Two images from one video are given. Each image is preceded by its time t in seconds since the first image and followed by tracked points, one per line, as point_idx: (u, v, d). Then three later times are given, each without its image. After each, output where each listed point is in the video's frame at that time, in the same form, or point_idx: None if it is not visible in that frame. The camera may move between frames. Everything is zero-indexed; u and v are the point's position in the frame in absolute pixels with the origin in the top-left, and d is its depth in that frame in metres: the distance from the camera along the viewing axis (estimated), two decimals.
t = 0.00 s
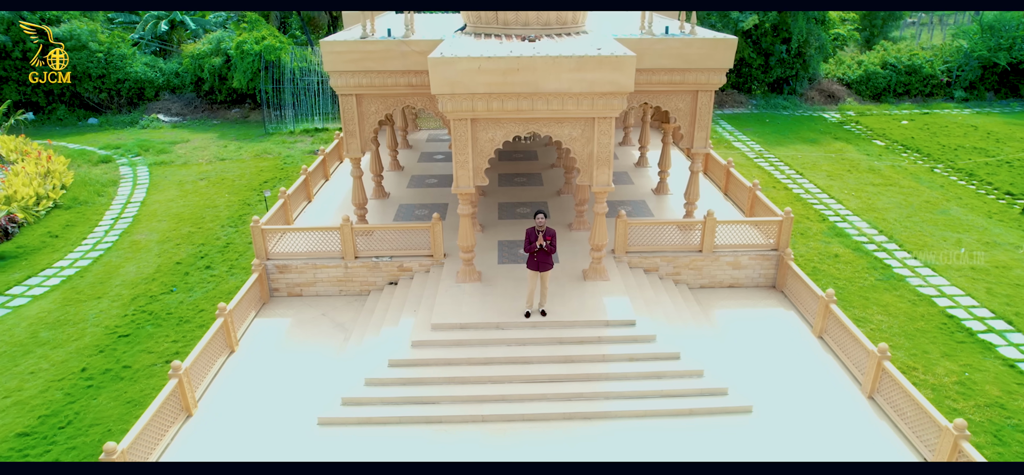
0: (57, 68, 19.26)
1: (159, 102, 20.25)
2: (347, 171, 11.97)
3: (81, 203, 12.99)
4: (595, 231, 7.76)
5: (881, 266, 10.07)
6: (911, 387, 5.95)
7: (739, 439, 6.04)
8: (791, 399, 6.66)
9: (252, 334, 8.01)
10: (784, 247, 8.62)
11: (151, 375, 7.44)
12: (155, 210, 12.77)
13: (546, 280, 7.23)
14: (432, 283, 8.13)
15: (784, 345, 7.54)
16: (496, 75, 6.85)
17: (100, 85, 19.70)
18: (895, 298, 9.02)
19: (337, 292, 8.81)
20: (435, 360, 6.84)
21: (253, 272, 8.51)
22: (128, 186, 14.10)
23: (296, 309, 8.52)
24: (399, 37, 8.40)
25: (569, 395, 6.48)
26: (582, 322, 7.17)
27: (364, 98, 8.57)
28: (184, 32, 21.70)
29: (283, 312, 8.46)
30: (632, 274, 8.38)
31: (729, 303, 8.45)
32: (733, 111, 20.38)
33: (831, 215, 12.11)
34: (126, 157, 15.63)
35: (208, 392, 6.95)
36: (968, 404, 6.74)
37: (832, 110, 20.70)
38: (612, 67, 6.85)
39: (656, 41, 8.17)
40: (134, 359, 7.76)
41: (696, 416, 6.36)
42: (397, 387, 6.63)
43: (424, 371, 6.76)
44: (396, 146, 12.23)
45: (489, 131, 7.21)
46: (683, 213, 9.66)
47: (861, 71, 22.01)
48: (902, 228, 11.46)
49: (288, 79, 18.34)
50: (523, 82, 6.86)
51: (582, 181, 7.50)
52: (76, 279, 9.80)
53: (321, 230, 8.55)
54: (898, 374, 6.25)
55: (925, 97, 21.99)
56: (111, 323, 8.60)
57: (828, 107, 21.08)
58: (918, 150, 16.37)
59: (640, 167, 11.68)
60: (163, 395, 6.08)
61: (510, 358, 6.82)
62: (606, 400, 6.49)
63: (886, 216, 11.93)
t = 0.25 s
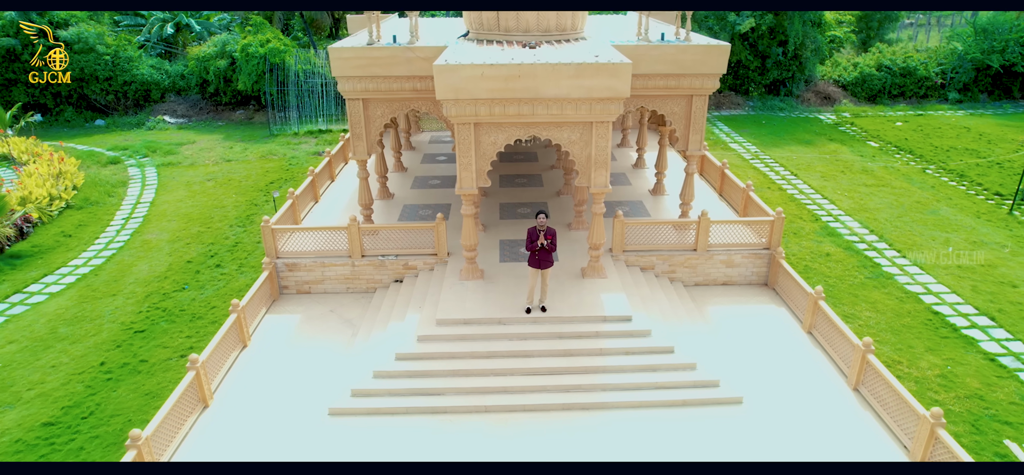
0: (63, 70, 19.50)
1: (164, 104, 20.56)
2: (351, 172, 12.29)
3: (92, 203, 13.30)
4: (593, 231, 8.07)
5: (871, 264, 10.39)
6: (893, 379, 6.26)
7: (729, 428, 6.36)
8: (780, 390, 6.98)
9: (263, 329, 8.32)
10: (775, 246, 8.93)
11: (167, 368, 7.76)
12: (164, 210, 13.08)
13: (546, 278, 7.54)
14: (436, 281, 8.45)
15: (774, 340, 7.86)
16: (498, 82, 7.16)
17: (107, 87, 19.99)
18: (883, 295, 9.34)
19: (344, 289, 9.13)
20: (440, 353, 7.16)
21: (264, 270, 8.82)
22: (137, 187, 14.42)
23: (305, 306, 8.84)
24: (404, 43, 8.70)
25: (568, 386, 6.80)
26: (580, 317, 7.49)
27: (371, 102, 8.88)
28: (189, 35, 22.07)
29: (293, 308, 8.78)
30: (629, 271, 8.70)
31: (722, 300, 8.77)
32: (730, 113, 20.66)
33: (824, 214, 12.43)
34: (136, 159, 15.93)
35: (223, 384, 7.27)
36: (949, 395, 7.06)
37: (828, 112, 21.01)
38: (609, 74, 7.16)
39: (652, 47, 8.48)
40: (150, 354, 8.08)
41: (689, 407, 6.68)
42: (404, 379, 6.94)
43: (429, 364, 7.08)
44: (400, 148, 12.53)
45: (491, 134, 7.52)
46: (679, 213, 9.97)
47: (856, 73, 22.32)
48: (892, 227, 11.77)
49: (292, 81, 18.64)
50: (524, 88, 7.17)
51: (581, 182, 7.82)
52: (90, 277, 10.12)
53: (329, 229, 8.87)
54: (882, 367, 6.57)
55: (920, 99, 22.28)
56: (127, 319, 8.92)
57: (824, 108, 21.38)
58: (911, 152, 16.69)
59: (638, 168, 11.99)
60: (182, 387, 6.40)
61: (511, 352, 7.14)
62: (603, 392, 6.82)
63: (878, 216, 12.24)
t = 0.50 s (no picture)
0: (71, 73, 19.85)
1: (171, 106, 20.89)
2: (357, 173, 12.63)
3: (104, 203, 13.69)
4: (592, 229, 8.41)
5: (861, 262, 10.72)
6: (875, 370, 6.60)
7: (719, 417, 6.71)
8: (769, 381, 7.33)
9: (274, 325, 8.65)
10: (767, 244, 9.26)
11: (184, 361, 8.10)
12: (174, 210, 13.42)
13: (546, 275, 7.88)
14: (441, 277, 8.79)
15: (764, 334, 8.20)
16: (501, 87, 7.49)
17: (114, 89, 20.33)
18: (871, 292, 9.67)
19: (351, 286, 9.47)
20: (445, 346, 7.50)
21: (274, 268, 9.15)
22: (147, 188, 14.78)
23: (314, 302, 9.18)
24: (409, 49, 9.04)
25: (568, 378, 7.14)
26: (579, 312, 7.83)
27: (377, 106, 9.21)
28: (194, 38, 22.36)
29: (302, 304, 9.12)
30: (626, 269, 9.03)
31: (716, 296, 9.10)
32: (727, 114, 20.99)
33: (817, 214, 12.75)
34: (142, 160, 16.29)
35: (237, 377, 7.61)
36: (931, 386, 7.39)
37: (823, 113, 21.34)
38: (606, 80, 7.48)
39: (648, 53, 8.80)
40: (167, 348, 8.43)
41: (682, 397, 7.02)
42: (411, 371, 7.29)
43: (435, 357, 7.42)
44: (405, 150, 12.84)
45: (494, 137, 7.88)
46: (675, 213, 10.31)
47: (851, 75, 22.65)
48: (883, 227, 12.10)
49: (297, 83, 18.98)
50: (525, 93, 7.51)
51: (580, 183, 8.15)
52: (105, 275, 10.48)
53: (337, 228, 9.20)
54: (866, 359, 6.90)
55: (914, 100, 22.60)
56: (142, 315, 9.27)
57: (820, 110, 21.72)
58: (904, 152, 17.04)
59: (636, 169, 12.31)
60: (201, 378, 6.74)
61: (513, 345, 7.48)
62: (601, 383, 7.16)
63: (869, 216, 12.57)
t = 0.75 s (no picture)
0: (78, 74, 20.13)
1: (177, 107, 21.28)
2: (362, 174, 12.97)
3: (115, 203, 14.04)
4: (590, 228, 8.75)
5: (851, 259, 11.06)
6: (859, 362, 6.95)
7: (710, 406, 7.06)
8: (759, 373, 7.67)
9: (285, 320, 8.99)
10: (759, 242, 9.60)
11: (198, 354, 8.44)
12: (183, 210, 13.75)
13: (546, 271, 8.22)
14: (445, 274, 9.13)
15: (755, 328, 8.54)
16: (502, 92, 7.83)
17: (122, 91, 20.67)
18: (860, 288, 10.02)
19: (358, 283, 9.82)
20: (449, 340, 7.85)
21: (285, 265, 9.49)
22: (156, 187, 15.12)
23: (323, 298, 9.52)
24: (415, 54, 9.38)
25: (567, 369, 7.49)
26: (577, 307, 8.17)
27: (384, 109, 9.56)
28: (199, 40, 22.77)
29: (311, 300, 9.47)
30: (624, 266, 9.37)
31: (710, 292, 9.45)
32: (724, 116, 21.30)
33: (810, 213, 13.08)
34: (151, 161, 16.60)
35: (251, 368, 7.95)
36: (913, 378, 7.74)
37: (819, 114, 21.67)
38: (604, 85, 7.82)
39: (644, 58, 9.14)
40: (181, 341, 8.77)
41: (676, 388, 7.36)
42: (417, 363, 7.63)
43: (440, 349, 7.77)
44: (408, 151, 13.18)
45: (496, 139, 8.22)
46: (670, 213, 10.65)
47: (847, 76, 22.99)
48: (874, 226, 12.44)
49: (301, 85, 19.33)
50: (525, 98, 7.85)
51: (578, 183, 8.50)
52: (119, 272, 10.84)
53: (344, 227, 9.55)
54: (851, 351, 7.24)
55: (909, 102, 22.96)
56: (157, 310, 9.62)
57: (815, 111, 22.05)
58: (896, 153, 17.37)
59: (633, 170, 12.63)
60: (217, 369, 7.09)
61: (515, 338, 7.83)
62: (598, 374, 7.50)
63: (860, 216, 12.91)
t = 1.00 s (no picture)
0: (86, 77, 20.48)
1: (182, 108, 21.65)
2: (366, 174, 13.31)
3: (125, 203, 14.39)
4: (588, 226, 9.10)
5: (842, 257, 11.40)
6: (844, 353, 7.29)
7: (702, 396, 7.41)
8: (749, 365, 8.01)
9: (294, 315, 9.33)
10: (752, 240, 9.94)
11: (212, 348, 8.79)
12: (191, 210, 14.08)
13: (546, 268, 8.57)
14: (448, 271, 9.47)
15: (747, 323, 8.88)
16: (504, 96, 8.17)
17: (129, 92, 21.04)
18: (850, 285, 10.36)
19: (364, 280, 10.16)
20: (453, 333, 8.19)
21: (293, 263, 9.83)
22: (165, 187, 15.47)
23: (330, 294, 9.86)
24: (419, 59, 9.71)
25: (566, 361, 7.84)
26: (575, 302, 8.52)
27: (389, 112, 9.89)
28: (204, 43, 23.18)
29: (319, 296, 9.81)
30: (621, 263, 9.72)
31: (704, 289, 9.79)
32: (721, 117, 21.63)
33: (803, 212, 13.40)
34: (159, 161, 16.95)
35: (262, 361, 8.29)
36: (897, 370, 8.09)
37: (815, 115, 21.99)
38: (601, 89, 8.16)
39: (640, 63, 9.48)
40: (195, 336, 9.12)
41: (669, 379, 7.71)
42: (422, 355, 7.98)
43: (444, 342, 8.12)
44: (411, 152, 13.49)
45: (498, 141, 8.56)
46: (666, 212, 10.99)
47: (842, 78, 23.32)
48: (865, 225, 12.78)
49: (305, 87, 19.68)
50: (526, 102, 8.19)
51: (577, 184, 8.84)
52: (132, 270, 11.19)
53: (351, 226, 9.89)
54: (836, 344, 7.58)
55: (903, 103, 23.32)
56: (170, 306, 9.96)
57: (811, 112, 22.37)
58: (890, 154, 17.70)
59: (631, 170, 12.95)
60: (232, 362, 7.43)
61: (516, 332, 8.17)
62: (595, 366, 7.85)
63: (853, 215, 13.23)
